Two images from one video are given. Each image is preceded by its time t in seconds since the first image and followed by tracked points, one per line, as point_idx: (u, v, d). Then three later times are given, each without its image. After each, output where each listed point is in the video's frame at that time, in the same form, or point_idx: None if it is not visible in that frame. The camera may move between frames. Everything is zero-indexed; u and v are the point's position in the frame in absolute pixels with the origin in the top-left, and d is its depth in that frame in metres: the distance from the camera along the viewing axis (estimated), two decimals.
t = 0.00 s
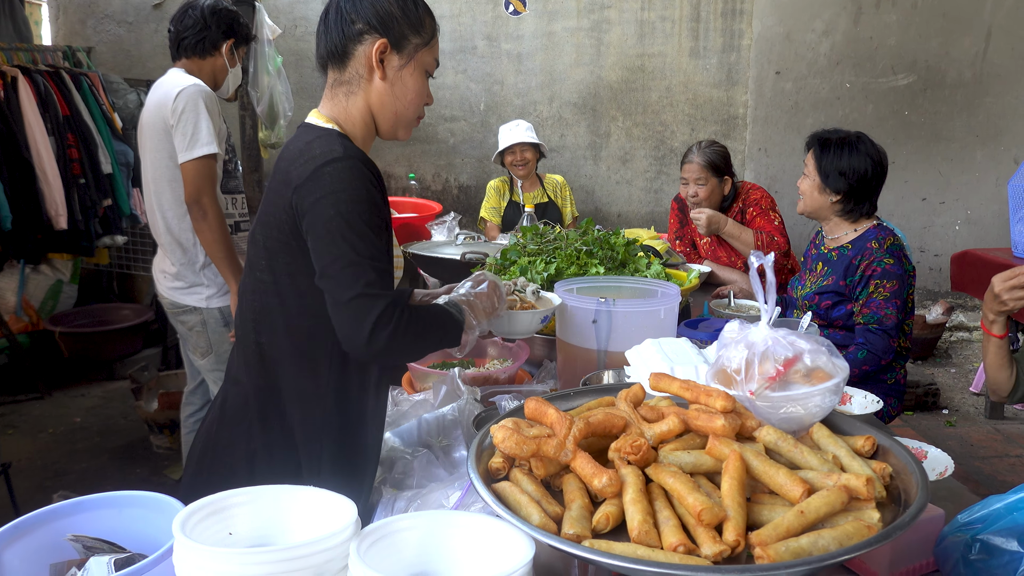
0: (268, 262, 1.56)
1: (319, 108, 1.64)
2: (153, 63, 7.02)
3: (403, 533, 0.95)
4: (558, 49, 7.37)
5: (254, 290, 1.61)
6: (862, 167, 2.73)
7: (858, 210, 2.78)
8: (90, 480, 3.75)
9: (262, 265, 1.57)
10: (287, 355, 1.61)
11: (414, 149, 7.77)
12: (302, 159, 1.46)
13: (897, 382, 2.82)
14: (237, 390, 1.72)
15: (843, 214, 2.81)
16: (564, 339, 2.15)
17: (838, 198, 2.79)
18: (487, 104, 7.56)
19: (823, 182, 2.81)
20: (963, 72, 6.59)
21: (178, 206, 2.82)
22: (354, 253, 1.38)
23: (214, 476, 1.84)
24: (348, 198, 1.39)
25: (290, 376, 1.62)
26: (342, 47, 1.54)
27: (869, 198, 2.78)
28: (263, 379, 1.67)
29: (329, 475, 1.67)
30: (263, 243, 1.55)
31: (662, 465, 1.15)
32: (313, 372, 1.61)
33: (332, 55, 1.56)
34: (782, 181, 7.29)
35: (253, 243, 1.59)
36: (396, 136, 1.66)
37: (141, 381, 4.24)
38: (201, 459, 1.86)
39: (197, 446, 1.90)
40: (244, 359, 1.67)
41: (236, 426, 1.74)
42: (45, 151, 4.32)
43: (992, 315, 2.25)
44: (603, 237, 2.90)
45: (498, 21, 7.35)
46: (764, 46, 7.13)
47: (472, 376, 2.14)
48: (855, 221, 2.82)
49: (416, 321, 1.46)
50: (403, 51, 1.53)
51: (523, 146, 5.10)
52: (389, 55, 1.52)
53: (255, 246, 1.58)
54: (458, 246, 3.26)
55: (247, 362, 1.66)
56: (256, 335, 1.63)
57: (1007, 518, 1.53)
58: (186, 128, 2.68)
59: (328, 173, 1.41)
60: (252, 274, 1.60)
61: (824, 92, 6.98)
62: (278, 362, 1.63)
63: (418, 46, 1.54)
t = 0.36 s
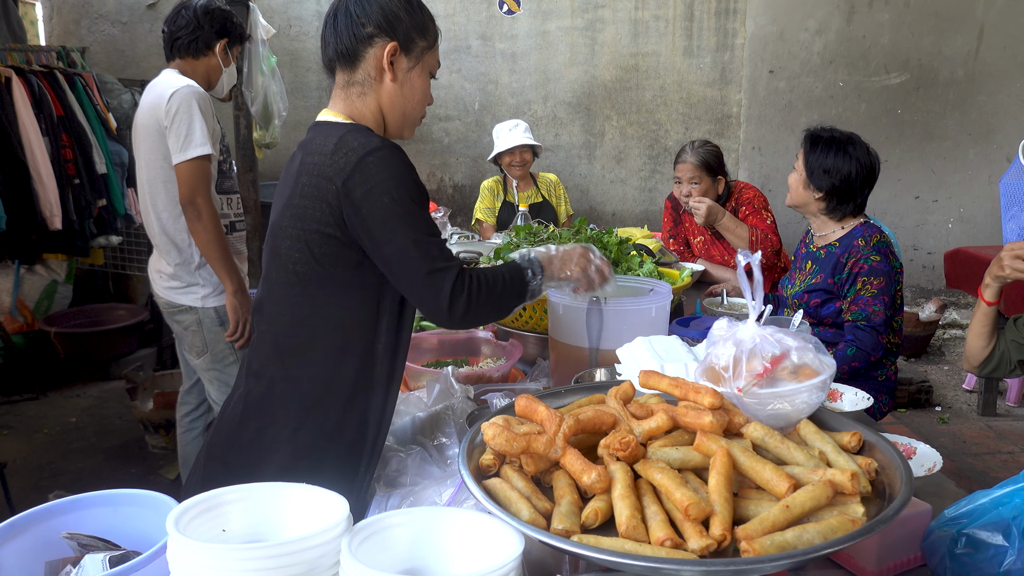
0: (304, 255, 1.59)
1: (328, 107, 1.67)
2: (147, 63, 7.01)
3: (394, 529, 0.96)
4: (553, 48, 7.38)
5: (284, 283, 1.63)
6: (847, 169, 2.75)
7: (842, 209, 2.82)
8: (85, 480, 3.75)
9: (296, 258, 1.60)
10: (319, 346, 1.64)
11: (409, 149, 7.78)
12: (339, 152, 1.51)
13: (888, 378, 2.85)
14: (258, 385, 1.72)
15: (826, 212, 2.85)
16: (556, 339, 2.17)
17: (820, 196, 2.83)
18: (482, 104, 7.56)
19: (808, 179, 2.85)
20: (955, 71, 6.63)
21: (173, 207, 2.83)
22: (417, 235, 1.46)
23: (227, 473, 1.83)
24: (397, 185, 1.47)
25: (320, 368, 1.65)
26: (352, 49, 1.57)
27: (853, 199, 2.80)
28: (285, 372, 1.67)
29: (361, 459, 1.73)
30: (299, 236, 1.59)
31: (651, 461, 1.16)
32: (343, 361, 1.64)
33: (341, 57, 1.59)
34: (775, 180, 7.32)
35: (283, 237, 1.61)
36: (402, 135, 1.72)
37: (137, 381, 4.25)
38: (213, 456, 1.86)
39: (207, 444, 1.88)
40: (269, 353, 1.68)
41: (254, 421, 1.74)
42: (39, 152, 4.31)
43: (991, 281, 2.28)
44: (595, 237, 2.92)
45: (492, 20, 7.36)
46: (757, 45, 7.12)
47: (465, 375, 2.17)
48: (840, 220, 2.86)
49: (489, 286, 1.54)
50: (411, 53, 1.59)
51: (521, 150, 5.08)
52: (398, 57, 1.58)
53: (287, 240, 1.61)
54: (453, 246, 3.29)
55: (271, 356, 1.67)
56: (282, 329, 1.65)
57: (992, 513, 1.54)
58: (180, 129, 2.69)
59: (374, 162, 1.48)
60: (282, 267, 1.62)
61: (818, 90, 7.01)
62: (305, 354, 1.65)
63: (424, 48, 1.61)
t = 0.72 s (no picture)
0: (312, 252, 1.62)
1: (332, 112, 1.71)
2: (139, 63, 7.00)
3: (383, 525, 0.98)
4: (545, 48, 7.40)
5: (291, 280, 1.65)
6: (835, 168, 2.78)
7: (831, 208, 2.85)
8: (79, 480, 3.75)
9: (304, 255, 1.63)
10: (323, 342, 1.66)
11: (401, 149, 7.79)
12: (347, 152, 1.56)
13: (876, 376, 2.89)
14: (260, 381, 1.74)
15: (815, 211, 2.89)
16: (546, 337, 2.19)
17: (808, 194, 2.87)
18: (474, 104, 7.58)
19: (797, 177, 2.89)
20: (944, 71, 6.70)
21: (165, 208, 2.84)
22: (422, 234, 1.55)
23: (226, 469, 1.84)
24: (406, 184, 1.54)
25: (325, 364, 1.68)
26: (351, 55, 1.60)
27: (841, 198, 2.83)
28: (289, 369, 1.69)
29: (364, 453, 1.76)
30: (307, 234, 1.62)
31: (634, 458, 1.19)
32: (347, 358, 1.68)
33: (341, 63, 1.63)
34: (766, 180, 7.37)
35: (290, 234, 1.65)
36: (406, 138, 1.75)
37: (130, 381, 4.25)
38: (213, 452, 1.87)
39: (206, 441, 1.89)
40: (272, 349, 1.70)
41: (255, 417, 1.76)
42: (32, 152, 4.31)
43: (987, 259, 2.21)
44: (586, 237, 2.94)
45: (484, 21, 7.38)
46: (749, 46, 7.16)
47: (458, 374, 2.19)
48: (829, 219, 2.89)
49: (494, 281, 1.67)
50: (409, 57, 1.62)
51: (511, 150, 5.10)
52: (397, 61, 1.61)
53: (294, 238, 1.64)
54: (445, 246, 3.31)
55: (274, 352, 1.69)
56: (287, 325, 1.67)
57: (970, 508, 1.57)
58: (172, 130, 2.70)
59: (383, 161, 1.55)
60: (289, 264, 1.65)
61: (808, 91, 7.06)
62: (309, 351, 1.67)
63: (422, 52, 1.64)
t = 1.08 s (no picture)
0: (312, 250, 1.65)
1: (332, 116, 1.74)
2: (130, 63, 6.99)
3: (385, 515, 1.02)
4: (534, 49, 7.45)
5: (292, 278, 1.68)
6: (823, 168, 2.84)
7: (818, 207, 2.91)
8: (72, 479, 3.75)
9: (305, 254, 1.66)
10: (324, 338, 1.70)
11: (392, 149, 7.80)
12: (346, 153, 1.59)
13: (861, 373, 2.95)
14: (262, 376, 1.78)
15: (803, 211, 2.94)
16: (539, 334, 2.24)
17: (797, 194, 2.92)
18: (464, 104, 7.61)
19: (786, 177, 2.94)
20: (929, 73, 6.80)
21: (159, 208, 2.85)
22: (420, 228, 1.57)
23: (231, 461, 1.88)
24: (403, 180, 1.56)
25: (324, 360, 1.71)
26: (349, 60, 1.64)
27: (828, 198, 2.89)
28: (289, 366, 1.72)
29: (362, 446, 1.80)
30: (307, 233, 1.65)
31: (627, 450, 1.23)
32: (347, 353, 1.71)
33: (339, 67, 1.66)
34: (754, 180, 7.44)
35: (290, 233, 1.68)
36: (408, 137, 1.78)
37: (122, 380, 4.25)
38: (215, 447, 1.90)
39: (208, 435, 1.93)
40: (273, 344, 1.73)
41: (257, 411, 1.79)
42: (23, 152, 4.29)
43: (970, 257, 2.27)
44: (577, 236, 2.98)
45: (474, 22, 7.41)
46: (736, 47, 7.25)
47: (450, 371, 2.23)
48: (816, 218, 2.95)
49: (494, 274, 1.67)
50: (405, 59, 1.65)
51: (503, 165, 5.16)
52: (394, 64, 1.64)
53: (294, 236, 1.67)
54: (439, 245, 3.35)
55: (275, 348, 1.72)
56: (288, 321, 1.70)
57: (950, 498, 1.62)
58: (166, 131, 2.72)
59: (379, 159, 1.57)
60: (290, 263, 1.68)
61: (795, 92, 7.14)
62: (310, 347, 1.70)
63: (417, 53, 1.67)
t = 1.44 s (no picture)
0: (312, 247, 1.69)
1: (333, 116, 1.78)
2: (121, 64, 6.98)
3: (397, 500, 1.05)
4: (524, 50, 7.49)
5: (294, 275, 1.72)
6: (809, 168, 2.90)
7: (805, 207, 2.97)
8: (67, 477, 3.75)
9: (305, 250, 1.70)
10: (325, 332, 1.73)
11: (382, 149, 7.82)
12: (340, 149, 1.62)
13: (847, 368, 3.02)
14: (267, 371, 1.81)
15: (791, 210, 3.00)
16: (535, 331, 2.27)
17: (784, 193, 2.98)
18: (455, 105, 7.64)
19: (774, 177, 3.00)
20: (912, 75, 6.94)
21: (154, 208, 2.87)
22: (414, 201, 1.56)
23: (238, 455, 1.92)
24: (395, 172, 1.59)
25: (327, 351, 1.74)
26: (350, 61, 1.68)
27: (815, 197, 2.95)
28: (292, 360, 1.76)
29: (364, 436, 1.83)
30: (306, 231, 1.69)
31: (627, 437, 1.28)
32: (347, 344, 1.74)
33: (341, 69, 1.70)
34: (741, 179, 7.52)
35: (291, 231, 1.71)
36: (407, 136, 1.82)
37: (115, 379, 4.25)
38: (222, 442, 1.93)
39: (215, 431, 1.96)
40: (276, 339, 1.77)
41: (262, 406, 1.82)
42: (15, 152, 4.28)
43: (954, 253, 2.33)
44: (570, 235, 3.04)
45: (464, 23, 7.45)
46: (723, 49, 7.32)
47: (448, 366, 2.27)
48: (804, 216, 3.01)
49: (485, 225, 1.60)
50: (405, 61, 1.69)
51: (495, 165, 5.19)
52: (394, 65, 1.68)
53: (294, 234, 1.71)
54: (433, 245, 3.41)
55: (279, 343, 1.76)
56: (290, 317, 1.74)
57: (934, 484, 1.66)
58: (161, 132, 2.73)
59: (369, 153, 1.60)
60: (291, 260, 1.72)
61: (780, 93, 7.23)
62: (311, 340, 1.74)
63: (417, 55, 1.71)
